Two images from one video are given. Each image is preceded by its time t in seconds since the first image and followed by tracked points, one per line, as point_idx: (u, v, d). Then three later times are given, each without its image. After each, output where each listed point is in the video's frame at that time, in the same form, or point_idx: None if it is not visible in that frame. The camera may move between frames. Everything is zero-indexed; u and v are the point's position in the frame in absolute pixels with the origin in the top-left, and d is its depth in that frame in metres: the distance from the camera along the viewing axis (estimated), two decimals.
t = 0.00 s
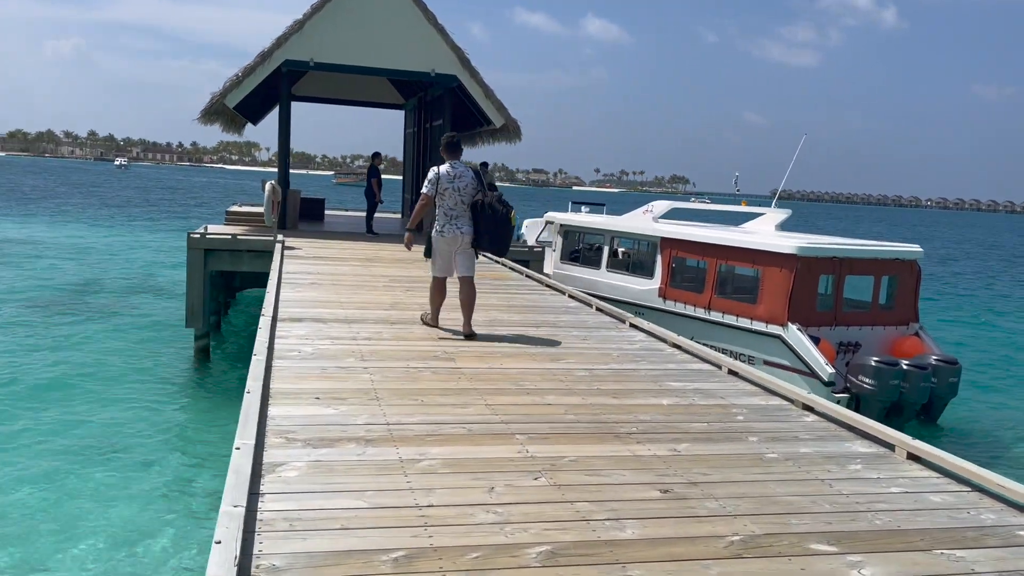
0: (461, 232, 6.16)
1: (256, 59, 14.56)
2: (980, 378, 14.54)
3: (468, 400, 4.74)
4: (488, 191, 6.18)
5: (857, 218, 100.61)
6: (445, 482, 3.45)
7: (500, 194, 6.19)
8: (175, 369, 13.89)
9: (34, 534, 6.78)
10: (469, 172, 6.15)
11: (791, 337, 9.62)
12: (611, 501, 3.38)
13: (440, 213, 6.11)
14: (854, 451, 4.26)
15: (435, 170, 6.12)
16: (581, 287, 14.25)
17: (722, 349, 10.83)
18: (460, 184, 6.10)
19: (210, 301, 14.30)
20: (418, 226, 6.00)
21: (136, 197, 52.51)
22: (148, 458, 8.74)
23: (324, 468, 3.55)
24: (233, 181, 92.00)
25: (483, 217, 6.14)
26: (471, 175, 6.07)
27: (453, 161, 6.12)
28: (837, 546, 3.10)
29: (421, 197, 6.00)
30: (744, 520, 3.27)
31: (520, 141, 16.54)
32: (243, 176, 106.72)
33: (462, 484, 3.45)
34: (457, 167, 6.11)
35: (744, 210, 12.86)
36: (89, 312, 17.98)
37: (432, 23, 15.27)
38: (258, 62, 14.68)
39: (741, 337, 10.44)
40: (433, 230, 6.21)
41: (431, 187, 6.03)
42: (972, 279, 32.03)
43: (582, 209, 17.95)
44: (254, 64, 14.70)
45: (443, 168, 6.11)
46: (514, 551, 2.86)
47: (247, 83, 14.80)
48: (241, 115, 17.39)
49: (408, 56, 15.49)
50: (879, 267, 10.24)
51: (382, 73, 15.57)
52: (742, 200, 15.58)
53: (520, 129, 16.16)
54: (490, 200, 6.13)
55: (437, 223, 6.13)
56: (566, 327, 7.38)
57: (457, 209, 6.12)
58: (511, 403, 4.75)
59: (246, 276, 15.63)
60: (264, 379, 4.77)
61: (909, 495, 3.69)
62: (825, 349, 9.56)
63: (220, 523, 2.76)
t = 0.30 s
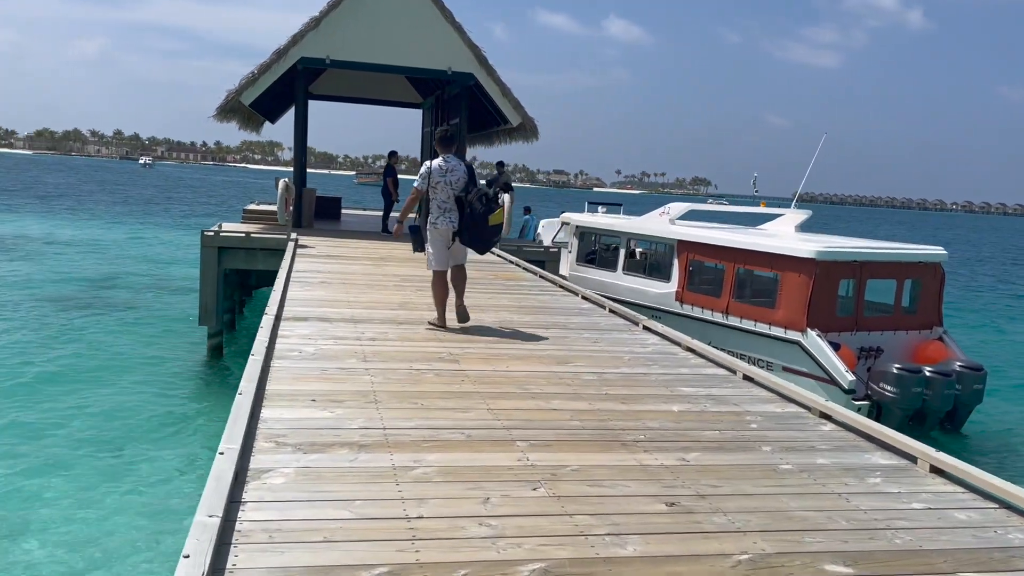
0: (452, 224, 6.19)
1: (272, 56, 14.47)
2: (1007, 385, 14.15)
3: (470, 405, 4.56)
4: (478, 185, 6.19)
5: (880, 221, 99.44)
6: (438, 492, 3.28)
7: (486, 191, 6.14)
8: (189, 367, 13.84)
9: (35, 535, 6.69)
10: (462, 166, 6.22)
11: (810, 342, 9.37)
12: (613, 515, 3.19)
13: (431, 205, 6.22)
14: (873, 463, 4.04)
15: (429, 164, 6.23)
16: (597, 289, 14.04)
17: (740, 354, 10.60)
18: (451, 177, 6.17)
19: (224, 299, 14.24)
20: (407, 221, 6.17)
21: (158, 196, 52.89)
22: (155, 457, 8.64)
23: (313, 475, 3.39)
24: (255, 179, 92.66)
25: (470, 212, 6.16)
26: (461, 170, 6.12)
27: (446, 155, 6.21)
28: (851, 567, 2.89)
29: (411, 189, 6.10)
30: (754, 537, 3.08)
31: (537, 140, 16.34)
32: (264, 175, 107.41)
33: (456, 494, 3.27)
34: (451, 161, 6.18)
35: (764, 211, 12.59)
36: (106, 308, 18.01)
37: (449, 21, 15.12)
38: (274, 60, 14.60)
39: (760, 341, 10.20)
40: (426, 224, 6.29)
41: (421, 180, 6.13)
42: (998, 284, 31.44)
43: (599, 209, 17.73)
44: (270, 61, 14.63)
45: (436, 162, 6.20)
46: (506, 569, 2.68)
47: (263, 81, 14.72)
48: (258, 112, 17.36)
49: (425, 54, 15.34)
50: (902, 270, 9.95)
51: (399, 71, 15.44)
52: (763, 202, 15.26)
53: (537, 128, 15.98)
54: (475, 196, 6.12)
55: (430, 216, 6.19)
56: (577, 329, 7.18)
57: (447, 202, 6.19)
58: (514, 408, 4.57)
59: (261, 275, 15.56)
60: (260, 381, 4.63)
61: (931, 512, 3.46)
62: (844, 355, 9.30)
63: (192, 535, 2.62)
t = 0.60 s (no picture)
0: (460, 229, 6.10)
1: (295, 58, 14.41)
2: None
3: (478, 417, 4.39)
4: (485, 191, 6.14)
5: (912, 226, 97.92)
6: (437, 514, 3.11)
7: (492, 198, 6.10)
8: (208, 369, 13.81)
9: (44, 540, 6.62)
10: (468, 172, 6.14)
11: (838, 353, 9.09)
12: (622, 541, 3.00)
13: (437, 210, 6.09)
14: (902, 486, 3.81)
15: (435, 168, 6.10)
16: (620, 295, 13.82)
17: (766, 365, 10.33)
18: (459, 182, 6.08)
19: (244, 302, 14.21)
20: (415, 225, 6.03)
21: (187, 197, 53.35)
22: (168, 459, 8.57)
23: (308, 493, 3.23)
24: (282, 181, 93.30)
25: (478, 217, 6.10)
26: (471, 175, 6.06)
27: (453, 160, 6.11)
28: None
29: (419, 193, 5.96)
30: (772, 568, 2.87)
31: (560, 143, 16.17)
32: (292, 177, 108.17)
33: (455, 516, 3.10)
34: (458, 166, 6.09)
35: (791, 216, 12.31)
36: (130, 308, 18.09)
37: (473, 22, 14.98)
38: (297, 61, 14.54)
39: (786, 351, 9.93)
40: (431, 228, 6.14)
41: (429, 185, 5.99)
42: None
43: (623, 213, 17.50)
44: (293, 63, 14.57)
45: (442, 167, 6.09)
46: None
47: (286, 82, 14.67)
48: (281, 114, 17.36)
49: (448, 56, 15.22)
50: (934, 277, 9.64)
51: (422, 73, 15.33)
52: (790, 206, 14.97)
53: (561, 131, 15.80)
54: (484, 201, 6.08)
55: (438, 220, 6.06)
56: (595, 337, 6.99)
57: (454, 207, 6.10)
58: (524, 421, 4.39)
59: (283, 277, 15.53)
60: (263, 391, 4.50)
61: (965, 542, 3.23)
62: (873, 367, 9.01)
63: (169, 561, 2.48)
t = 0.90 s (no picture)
0: (471, 225, 6.34)
1: (318, 58, 14.35)
2: None
3: (486, 426, 4.20)
4: (497, 186, 6.32)
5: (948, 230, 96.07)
6: (434, 530, 2.93)
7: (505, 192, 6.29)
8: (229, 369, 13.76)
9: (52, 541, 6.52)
10: (480, 167, 6.31)
11: (869, 361, 8.78)
12: (629, 564, 2.79)
13: (450, 206, 6.32)
14: (937, 506, 3.55)
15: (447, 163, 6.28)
16: (646, 300, 13.58)
17: (795, 374, 10.05)
18: (471, 178, 6.26)
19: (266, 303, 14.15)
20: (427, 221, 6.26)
21: (218, 199, 53.83)
22: (181, 459, 8.46)
23: (300, 506, 3.06)
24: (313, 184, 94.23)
25: (490, 213, 6.31)
26: (482, 172, 6.23)
27: (464, 156, 6.27)
28: None
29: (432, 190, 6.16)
30: None
31: (585, 145, 15.95)
32: (322, 180, 109.03)
33: (452, 533, 2.91)
34: (470, 162, 6.26)
35: (820, 219, 11.98)
36: (156, 307, 18.19)
37: (497, 22, 14.80)
38: (320, 62, 14.48)
39: (815, 360, 9.63)
40: (443, 224, 6.40)
41: (442, 182, 6.20)
42: None
43: (650, 216, 17.23)
44: (316, 64, 14.51)
45: (454, 162, 6.26)
46: None
47: (309, 83, 14.61)
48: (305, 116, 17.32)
49: (471, 56, 15.07)
50: (970, 281, 9.29)
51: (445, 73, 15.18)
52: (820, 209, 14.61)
53: (586, 131, 15.58)
54: (495, 198, 6.26)
55: (450, 217, 6.31)
56: (615, 342, 6.78)
57: (466, 203, 6.30)
58: (534, 431, 4.20)
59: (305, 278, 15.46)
60: (266, 397, 4.35)
61: (1006, 569, 2.98)
62: (906, 376, 8.72)
63: None
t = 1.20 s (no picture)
0: (476, 230, 6.43)
1: (341, 62, 14.29)
2: None
3: (490, 440, 4.03)
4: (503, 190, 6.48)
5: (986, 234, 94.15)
6: (423, 556, 2.77)
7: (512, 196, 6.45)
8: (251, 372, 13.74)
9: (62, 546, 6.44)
10: (486, 173, 6.45)
11: (901, 370, 8.48)
12: None
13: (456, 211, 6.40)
14: (969, 534, 3.31)
15: (454, 171, 6.43)
16: (672, 306, 13.32)
17: (824, 383, 9.75)
18: (477, 184, 6.40)
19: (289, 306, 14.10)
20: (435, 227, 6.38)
21: (250, 203, 54.31)
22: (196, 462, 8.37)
23: (285, 527, 2.91)
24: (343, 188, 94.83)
25: (497, 217, 6.45)
26: (489, 177, 6.38)
27: (471, 163, 6.41)
28: None
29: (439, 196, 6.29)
30: None
31: (611, 148, 15.73)
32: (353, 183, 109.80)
33: (442, 560, 2.75)
34: (474, 167, 6.41)
35: (852, 223, 11.65)
36: (182, 309, 18.28)
37: (521, 24, 14.64)
38: (344, 66, 14.42)
39: (844, 368, 9.33)
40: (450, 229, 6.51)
41: (449, 188, 6.34)
42: None
43: (677, 219, 16.94)
44: (339, 67, 14.45)
45: (461, 170, 6.41)
46: None
47: (332, 87, 14.56)
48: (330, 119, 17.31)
49: (496, 59, 14.93)
50: (1007, 289, 8.93)
51: (469, 76, 15.04)
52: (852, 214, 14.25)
53: (611, 134, 15.36)
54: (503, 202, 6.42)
55: (456, 222, 6.43)
56: (633, 351, 6.57)
57: (472, 208, 6.42)
58: (540, 445, 4.01)
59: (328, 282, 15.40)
60: (265, 408, 4.21)
61: None
62: (939, 387, 8.41)
63: None
